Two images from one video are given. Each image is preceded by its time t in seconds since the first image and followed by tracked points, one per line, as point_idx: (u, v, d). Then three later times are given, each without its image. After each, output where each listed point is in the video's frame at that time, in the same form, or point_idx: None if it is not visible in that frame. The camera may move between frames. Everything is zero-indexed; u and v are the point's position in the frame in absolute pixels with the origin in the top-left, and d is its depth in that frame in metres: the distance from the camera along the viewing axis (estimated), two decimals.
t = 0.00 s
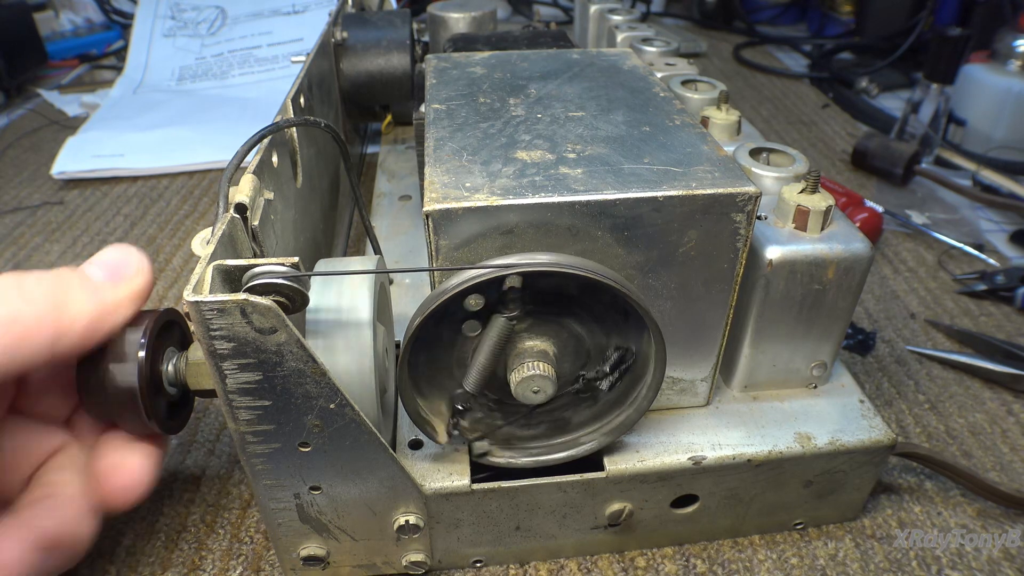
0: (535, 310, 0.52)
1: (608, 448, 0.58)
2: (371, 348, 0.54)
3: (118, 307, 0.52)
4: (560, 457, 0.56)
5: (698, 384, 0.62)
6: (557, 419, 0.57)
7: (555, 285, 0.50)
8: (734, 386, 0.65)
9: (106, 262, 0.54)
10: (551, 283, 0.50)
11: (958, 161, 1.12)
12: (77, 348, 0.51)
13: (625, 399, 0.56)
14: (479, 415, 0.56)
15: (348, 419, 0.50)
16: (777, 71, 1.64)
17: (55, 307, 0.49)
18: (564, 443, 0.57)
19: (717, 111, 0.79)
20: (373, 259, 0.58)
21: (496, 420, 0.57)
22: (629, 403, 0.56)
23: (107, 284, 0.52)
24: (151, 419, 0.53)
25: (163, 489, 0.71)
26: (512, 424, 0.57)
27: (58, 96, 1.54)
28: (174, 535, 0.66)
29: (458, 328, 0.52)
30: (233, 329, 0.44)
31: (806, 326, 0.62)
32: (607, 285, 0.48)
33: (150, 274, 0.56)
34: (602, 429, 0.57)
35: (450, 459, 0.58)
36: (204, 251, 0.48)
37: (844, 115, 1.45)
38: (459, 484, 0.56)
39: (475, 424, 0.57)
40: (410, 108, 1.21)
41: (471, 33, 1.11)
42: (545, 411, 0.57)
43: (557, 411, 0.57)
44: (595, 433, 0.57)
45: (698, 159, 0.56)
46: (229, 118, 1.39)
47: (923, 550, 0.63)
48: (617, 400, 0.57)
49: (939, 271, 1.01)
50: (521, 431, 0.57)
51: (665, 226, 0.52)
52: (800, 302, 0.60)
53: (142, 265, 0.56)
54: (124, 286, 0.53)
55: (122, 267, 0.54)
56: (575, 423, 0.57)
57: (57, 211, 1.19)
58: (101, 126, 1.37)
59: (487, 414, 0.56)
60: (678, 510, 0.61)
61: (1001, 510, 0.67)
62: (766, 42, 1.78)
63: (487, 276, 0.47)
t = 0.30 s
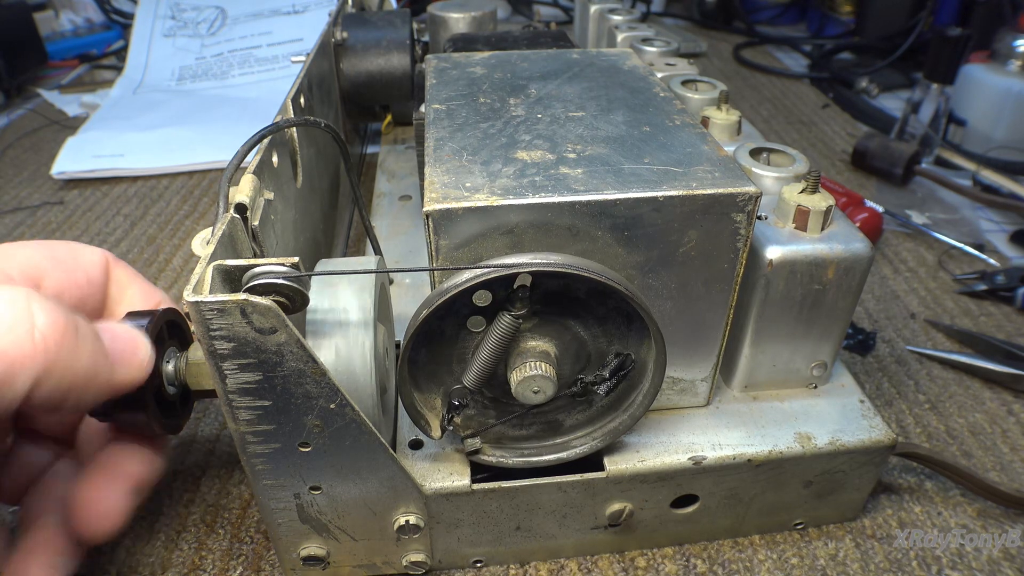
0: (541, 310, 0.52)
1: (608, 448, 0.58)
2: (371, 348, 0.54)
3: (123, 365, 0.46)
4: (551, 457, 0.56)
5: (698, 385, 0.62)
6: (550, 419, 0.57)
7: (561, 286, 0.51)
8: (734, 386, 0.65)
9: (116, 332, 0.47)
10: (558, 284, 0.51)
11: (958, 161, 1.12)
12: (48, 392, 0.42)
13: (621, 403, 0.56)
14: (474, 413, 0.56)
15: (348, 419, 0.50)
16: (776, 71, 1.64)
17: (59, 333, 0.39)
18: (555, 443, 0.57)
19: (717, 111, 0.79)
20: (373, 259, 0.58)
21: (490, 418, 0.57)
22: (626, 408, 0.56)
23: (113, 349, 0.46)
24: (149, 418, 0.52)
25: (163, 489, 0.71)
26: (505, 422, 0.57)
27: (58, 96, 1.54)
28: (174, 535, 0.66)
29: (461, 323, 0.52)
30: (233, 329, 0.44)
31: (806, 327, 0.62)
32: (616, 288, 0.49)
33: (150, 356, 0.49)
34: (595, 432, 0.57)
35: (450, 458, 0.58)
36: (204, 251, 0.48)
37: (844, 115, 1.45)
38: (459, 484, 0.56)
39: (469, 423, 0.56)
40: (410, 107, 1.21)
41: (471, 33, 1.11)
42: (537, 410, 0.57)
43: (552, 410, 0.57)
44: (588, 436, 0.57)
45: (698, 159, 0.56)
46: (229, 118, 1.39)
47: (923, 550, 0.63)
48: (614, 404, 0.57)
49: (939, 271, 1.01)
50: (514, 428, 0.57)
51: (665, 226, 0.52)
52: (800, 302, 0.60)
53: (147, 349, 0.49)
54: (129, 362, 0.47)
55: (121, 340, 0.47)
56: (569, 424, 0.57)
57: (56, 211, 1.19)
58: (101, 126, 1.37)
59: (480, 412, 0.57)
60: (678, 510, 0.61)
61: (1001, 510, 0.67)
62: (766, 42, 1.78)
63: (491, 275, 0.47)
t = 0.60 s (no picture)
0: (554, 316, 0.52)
1: (608, 447, 0.58)
2: (370, 348, 0.54)
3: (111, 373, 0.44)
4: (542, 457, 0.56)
5: (698, 384, 0.62)
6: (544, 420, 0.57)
7: (574, 292, 0.51)
8: (734, 386, 0.66)
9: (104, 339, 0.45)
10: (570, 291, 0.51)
11: (958, 161, 1.12)
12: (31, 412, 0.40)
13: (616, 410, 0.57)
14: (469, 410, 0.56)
15: (348, 419, 0.50)
16: (777, 71, 1.64)
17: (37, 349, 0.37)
18: (547, 445, 0.57)
19: (717, 111, 0.79)
20: (373, 259, 0.58)
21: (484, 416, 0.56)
22: (620, 412, 0.56)
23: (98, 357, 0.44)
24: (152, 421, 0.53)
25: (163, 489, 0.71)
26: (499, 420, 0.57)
27: (58, 96, 1.54)
28: (174, 535, 0.66)
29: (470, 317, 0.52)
30: (233, 329, 0.44)
31: (806, 327, 0.62)
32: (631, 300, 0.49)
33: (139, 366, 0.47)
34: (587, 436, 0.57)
35: (450, 459, 0.58)
36: (204, 251, 0.48)
37: (844, 115, 1.45)
38: (459, 484, 0.56)
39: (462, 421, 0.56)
40: (410, 108, 1.21)
41: (471, 33, 1.11)
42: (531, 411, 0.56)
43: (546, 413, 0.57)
44: (580, 439, 0.57)
45: (698, 159, 0.56)
46: (229, 118, 1.39)
47: (923, 550, 0.63)
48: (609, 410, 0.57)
49: (939, 271, 1.01)
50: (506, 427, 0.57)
51: (665, 226, 0.52)
52: (800, 302, 0.60)
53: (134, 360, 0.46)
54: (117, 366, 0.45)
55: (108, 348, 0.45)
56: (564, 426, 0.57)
57: (57, 211, 1.19)
58: (101, 126, 1.37)
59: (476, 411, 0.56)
60: (678, 510, 0.61)
61: (1001, 510, 0.67)
62: (766, 42, 1.78)
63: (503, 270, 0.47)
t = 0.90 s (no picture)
0: (577, 328, 0.53)
1: (608, 447, 0.58)
2: (371, 341, 0.54)
3: (121, 256, 0.55)
4: (521, 458, 0.56)
5: (698, 385, 0.62)
6: (532, 420, 0.57)
7: (597, 308, 0.52)
8: (734, 386, 0.65)
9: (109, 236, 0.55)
10: (596, 309, 0.52)
11: (958, 161, 1.12)
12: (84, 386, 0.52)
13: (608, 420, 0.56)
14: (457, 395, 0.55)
15: (348, 419, 0.50)
16: (777, 70, 1.64)
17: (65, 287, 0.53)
18: (527, 446, 0.57)
19: (717, 111, 0.79)
20: (372, 257, 0.58)
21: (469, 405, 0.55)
22: (612, 416, 0.56)
23: (106, 250, 0.54)
24: (150, 415, 0.52)
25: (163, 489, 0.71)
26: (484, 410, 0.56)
27: (58, 96, 1.54)
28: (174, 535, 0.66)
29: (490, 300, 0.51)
30: (232, 329, 0.44)
31: (806, 327, 0.62)
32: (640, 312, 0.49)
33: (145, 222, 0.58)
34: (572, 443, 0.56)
35: (450, 459, 0.58)
36: (204, 251, 0.48)
37: (844, 115, 1.45)
38: (460, 484, 0.56)
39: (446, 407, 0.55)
40: (410, 108, 1.21)
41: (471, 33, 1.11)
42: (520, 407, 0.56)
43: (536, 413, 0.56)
44: (564, 443, 0.57)
45: (698, 159, 0.56)
46: (229, 118, 1.39)
47: (923, 550, 0.63)
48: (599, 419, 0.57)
49: (939, 271, 1.01)
50: (489, 420, 0.56)
51: (665, 226, 0.52)
52: (800, 302, 0.60)
53: (139, 219, 0.57)
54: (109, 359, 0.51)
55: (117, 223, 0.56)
56: (548, 427, 0.57)
57: (56, 211, 1.19)
58: (101, 125, 1.37)
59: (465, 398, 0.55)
60: (678, 510, 0.61)
61: (1001, 510, 0.67)
62: (766, 41, 1.78)
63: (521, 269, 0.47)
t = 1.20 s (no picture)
0: (593, 341, 0.54)
1: (608, 447, 0.58)
2: (371, 349, 0.54)
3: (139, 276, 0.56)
4: (489, 455, 0.55)
5: (698, 384, 0.62)
6: (509, 421, 0.56)
7: (611, 323, 0.53)
8: (734, 386, 0.65)
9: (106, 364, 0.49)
10: (612, 325, 0.53)
11: (958, 161, 1.12)
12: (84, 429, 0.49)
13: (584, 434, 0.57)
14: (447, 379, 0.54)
15: (348, 419, 0.50)
16: (776, 70, 1.64)
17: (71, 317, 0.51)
18: (496, 445, 0.56)
19: (717, 111, 0.79)
20: (372, 258, 0.58)
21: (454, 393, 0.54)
22: (591, 427, 0.57)
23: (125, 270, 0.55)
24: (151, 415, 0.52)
25: (163, 489, 0.71)
26: (466, 399, 0.55)
27: (58, 96, 1.54)
28: (174, 535, 0.66)
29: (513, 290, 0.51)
30: (232, 329, 0.44)
31: (806, 326, 0.62)
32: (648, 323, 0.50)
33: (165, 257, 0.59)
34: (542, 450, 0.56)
35: (450, 459, 0.58)
36: (204, 251, 0.48)
37: (844, 115, 1.45)
38: (460, 484, 0.56)
39: (431, 388, 0.54)
40: (410, 108, 1.21)
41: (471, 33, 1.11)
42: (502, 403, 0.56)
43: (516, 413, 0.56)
44: (534, 449, 0.56)
45: (698, 159, 0.56)
46: (229, 118, 1.39)
47: (922, 550, 0.63)
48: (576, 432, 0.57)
49: (939, 271, 1.01)
50: (466, 409, 0.55)
51: (665, 226, 0.52)
52: (800, 302, 0.60)
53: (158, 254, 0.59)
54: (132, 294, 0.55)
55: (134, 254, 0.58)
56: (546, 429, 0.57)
57: (56, 211, 1.19)
58: (101, 126, 1.37)
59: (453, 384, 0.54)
60: (678, 510, 0.61)
61: (1001, 510, 0.67)
62: (766, 42, 1.78)
63: (540, 267, 0.48)
